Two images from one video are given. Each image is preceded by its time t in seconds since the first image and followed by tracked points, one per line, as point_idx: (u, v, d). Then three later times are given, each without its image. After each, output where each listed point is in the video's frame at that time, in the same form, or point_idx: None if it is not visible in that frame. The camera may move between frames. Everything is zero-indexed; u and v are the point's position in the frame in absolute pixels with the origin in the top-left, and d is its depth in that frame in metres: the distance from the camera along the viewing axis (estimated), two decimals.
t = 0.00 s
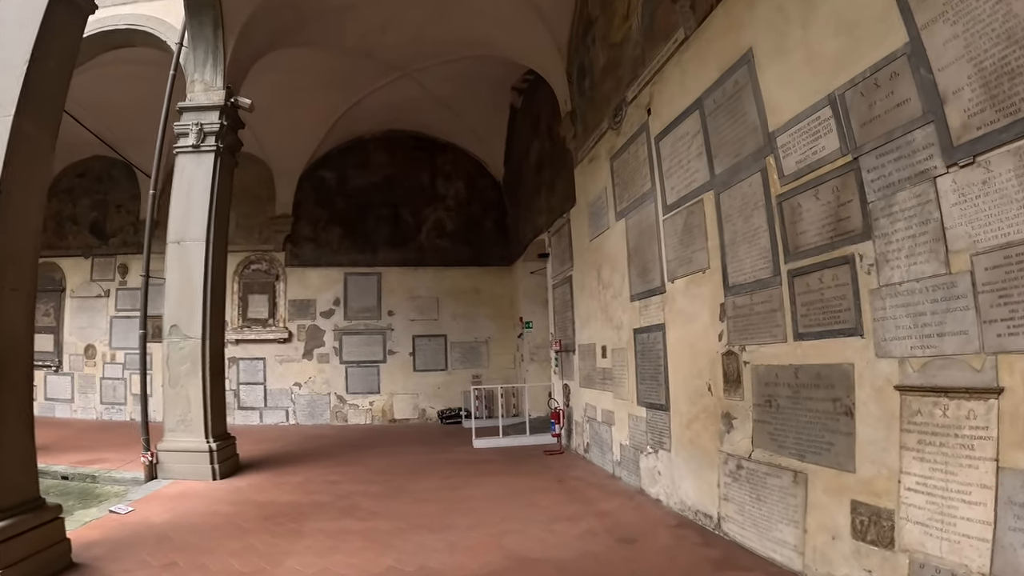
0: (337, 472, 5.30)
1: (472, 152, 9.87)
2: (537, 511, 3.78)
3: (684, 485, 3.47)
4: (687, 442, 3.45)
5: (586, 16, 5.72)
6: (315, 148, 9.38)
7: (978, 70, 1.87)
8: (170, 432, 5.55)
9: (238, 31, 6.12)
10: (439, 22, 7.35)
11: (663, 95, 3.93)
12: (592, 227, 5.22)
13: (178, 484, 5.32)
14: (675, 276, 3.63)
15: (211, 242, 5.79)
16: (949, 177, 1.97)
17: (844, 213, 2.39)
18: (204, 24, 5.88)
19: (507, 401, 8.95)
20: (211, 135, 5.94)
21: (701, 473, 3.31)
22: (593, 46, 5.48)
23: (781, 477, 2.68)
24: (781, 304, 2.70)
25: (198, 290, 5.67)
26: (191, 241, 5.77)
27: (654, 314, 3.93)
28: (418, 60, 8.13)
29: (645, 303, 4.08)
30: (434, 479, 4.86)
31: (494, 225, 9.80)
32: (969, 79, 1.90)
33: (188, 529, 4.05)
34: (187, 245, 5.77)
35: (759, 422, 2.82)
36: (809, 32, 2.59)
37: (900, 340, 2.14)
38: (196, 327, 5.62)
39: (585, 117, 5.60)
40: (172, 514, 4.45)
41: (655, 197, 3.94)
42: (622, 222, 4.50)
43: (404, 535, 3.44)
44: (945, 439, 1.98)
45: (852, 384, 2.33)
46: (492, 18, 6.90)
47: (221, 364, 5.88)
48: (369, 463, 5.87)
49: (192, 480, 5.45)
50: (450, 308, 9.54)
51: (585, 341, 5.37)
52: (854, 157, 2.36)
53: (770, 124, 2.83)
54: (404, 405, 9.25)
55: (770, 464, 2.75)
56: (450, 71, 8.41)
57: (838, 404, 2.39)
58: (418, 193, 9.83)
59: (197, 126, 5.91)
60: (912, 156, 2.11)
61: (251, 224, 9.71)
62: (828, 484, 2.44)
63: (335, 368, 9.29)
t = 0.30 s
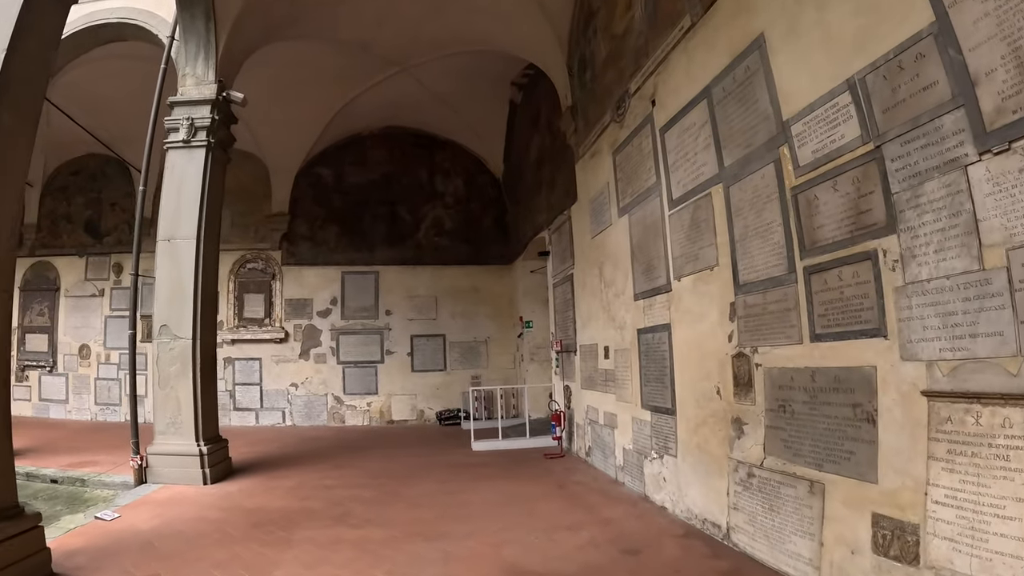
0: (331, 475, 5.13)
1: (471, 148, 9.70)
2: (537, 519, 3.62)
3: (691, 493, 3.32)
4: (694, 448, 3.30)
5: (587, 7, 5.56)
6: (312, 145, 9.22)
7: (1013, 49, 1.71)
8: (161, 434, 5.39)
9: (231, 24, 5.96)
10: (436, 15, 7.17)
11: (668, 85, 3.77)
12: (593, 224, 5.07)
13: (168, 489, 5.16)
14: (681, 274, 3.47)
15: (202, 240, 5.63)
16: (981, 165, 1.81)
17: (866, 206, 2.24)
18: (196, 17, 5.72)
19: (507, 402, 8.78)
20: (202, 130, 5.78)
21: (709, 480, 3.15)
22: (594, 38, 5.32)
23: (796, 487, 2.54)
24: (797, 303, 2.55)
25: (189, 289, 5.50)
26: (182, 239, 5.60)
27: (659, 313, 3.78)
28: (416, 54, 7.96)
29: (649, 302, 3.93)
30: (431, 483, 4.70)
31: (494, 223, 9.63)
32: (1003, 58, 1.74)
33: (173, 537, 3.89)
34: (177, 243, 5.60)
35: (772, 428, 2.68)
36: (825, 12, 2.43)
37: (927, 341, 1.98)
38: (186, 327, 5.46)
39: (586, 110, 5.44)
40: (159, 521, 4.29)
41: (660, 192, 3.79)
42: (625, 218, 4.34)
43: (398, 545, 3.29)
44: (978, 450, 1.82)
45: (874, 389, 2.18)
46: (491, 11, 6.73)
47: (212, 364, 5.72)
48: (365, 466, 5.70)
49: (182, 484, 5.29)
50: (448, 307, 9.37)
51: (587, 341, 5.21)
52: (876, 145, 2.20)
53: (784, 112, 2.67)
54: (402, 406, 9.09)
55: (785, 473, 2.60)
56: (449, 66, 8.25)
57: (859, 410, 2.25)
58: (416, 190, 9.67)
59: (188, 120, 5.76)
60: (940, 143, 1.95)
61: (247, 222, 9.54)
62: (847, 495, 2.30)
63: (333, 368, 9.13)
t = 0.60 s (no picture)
0: (326, 479, 4.97)
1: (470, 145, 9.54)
2: (537, 526, 3.47)
3: (699, 499, 3.18)
4: (702, 451, 3.16)
5: None
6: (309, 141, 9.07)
7: None
8: (151, 436, 5.22)
9: (224, 17, 5.82)
10: (434, 8, 7.02)
11: (673, 73, 3.64)
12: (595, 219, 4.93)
13: (157, 492, 4.99)
14: (688, 270, 3.33)
15: (194, 237, 5.48)
16: (1015, 148, 1.67)
17: (888, 193, 2.10)
18: (188, 9, 5.59)
19: (507, 402, 8.62)
20: (194, 124, 5.64)
21: (718, 486, 3.01)
22: (596, 28, 5.17)
23: (812, 494, 2.40)
24: (814, 297, 2.42)
25: (179, 288, 5.34)
26: (172, 236, 5.44)
27: (664, 311, 3.63)
28: (414, 49, 7.82)
29: (654, 299, 3.78)
30: (428, 486, 4.55)
31: (494, 221, 9.47)
32: None
33: (159, 544, 3.73)
34: (168, 239, 5.43)
35: (786, 431, 2.54)
36: None
37: (957, 338, 1.83)
38: (177, 326, 5.30)
39: (588, 103, 5.30)
40: (147, 526, 4.14)
41: (665, 184, 3.65)
42: (628, 213, 4.20)
43: (390, 553, 3.14)
44: (1014, 456, 1.66)
45: (897, 390, 2.04)
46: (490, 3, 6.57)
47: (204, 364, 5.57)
48: (361, 468, 5.55)
49: (172, 487, 5.12)
50: (447, 306, 9.21)
51: (589, 340, 5.06)
52: (899, 129, 2.06)
53: (799, 97, 2.54)
54: (401, 407, 8.93)
55: (801, 479, 2.47)
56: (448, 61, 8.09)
57: (881, 413, 2.11)
58: (415, 187, 9.50)
59: (179, 114, 5.61)
60: (969, 125, 1.80)
61: (243, 221, 9.37)
62: (867, 504, 2.16)
63: (330, 368, 8.97)
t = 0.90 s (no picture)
0: (316, 481, 4.74)
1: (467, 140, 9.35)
2: (533, 534, 3.29)
3: (705, 506, 3.01)
4: (708, 456, 2.99)
5: None
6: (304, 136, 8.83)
7: None
8: (135, 437, 5.01)
9: (213, 6, 5.63)
10: None
11: (676, 57, 3.46)
12: (594, 213, 4.76)
13: (142, 495, 4.78)
14: (693, 264, 3.15)
15: (179, 232, 5.25)
16: None
17: (914, 175, 1.92)
18: None
19: (505, 403, 8.43)
20: (182, 116, 5.43)
21: (725, 493, 2.85)
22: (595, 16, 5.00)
23: (829, 504, 2.24)
24: (832, 289, 2.25)
25: (166, 286, 5.13)
26: (159, 230, 5.21)
27: (668, 307, 3.45)
28: (410, 41, 7.64)
29: (656, 295, 3.60)
30: (421, 489, 4.36)
31: (492, 217, 9.27)
32: None
33: (135, 551, 3.53)
34: (155, 234, 5.22)
35: (800, 436, 2.38)
36: None
37: (994, 332, 1.65)
38: (162, 324, 5.08)
39: (587, 94, 5.12)
40: (127, 531, 3.94)
41: (668, 174, 3.48)
42: (630, 205, 4.01)
43: (375, 563, 2.97)
44: None
45: (925, 391, 1.87)
46: None
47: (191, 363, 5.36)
48: (354, 470, 5.35)
49: (157, 490, 4.90)
50: (445, 304, 9.01)
51: (589, 339, 4.88)
52: (925, 104, 1.88)
53: (813, 76, 2.36)
54: (397, 407, 8.72)
55: (817, 488, 2.30)
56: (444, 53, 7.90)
57: (907, 416, 1.93)
58: (412, 183, 9.27)
59: (167, 106, 5.41)
60: (1004, 96, 1.63)
61: (236, 217, 9.14)
62: (891, 515, 1.99)
63: (325, 368, 8.75)
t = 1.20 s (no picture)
0: (304, 485, 4.54)
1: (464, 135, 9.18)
2: (531, 544, 3.12)
3: (710, 516, 2.91)
4: (714, 463, 2.88)
5: None
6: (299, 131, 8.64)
7: None
8: (120, 439, 4.61)
9: None
10: None
11: (679, 43, 3.31)
12: (593, 208, 4.59)
13: (126, 499, 4.39)
14: (697, 260, 3.01)
15: (166, 228, 4.90)
16: None
17: (940, 161, 1.78)
18: None
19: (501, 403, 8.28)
20: (169, 109, 5.11)
21: (732, 502, 2.75)
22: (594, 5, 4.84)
23: (845, 517, 2.13)
24: (851, 285, 2.12)
25: (150, 283, 4.72)
26: (144, 226, 4.86)
27: (670, 306, 3.30)
28: (406, 34, 7.46)
29: (659, 293, 3.44)
30: (413, 494, 4.18)
31: (489, 214, 9.09)
32: None
33: (115, 560, 3.24)
34: (140, 231, 4.86)
35: (815, 443, 2.27)
36: None
37: None
38: (147, 322, 4.69)
39: (586, 86, 4.97)
40: (107, 537, 3.63)
41: (671, 166, 3.34)
42: (631, 198, 3.85)
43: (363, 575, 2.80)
44: None
45: (954, 396, 1.73)
46: None
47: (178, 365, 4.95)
48: (344, 473, 5.16)
49: (143, 493, 4.52)
50: (440, 303, 8.84)
51: (587, 339, 4.72)
52: (952, 85, 1.74)
53: (828, 58, 2.22)
54: (392, 408, 8.55)
55: (833, 499, 2.19)
56: (441, 47, 7.73)
57: (932, 425, 1.80)
58: (407, 180, 9.08)
59: (153, 98, 5.11)
60: None
61: (229, 215, 8.93)
62: (913, 530, 1.86)
63: (318, 367, 8.56)
